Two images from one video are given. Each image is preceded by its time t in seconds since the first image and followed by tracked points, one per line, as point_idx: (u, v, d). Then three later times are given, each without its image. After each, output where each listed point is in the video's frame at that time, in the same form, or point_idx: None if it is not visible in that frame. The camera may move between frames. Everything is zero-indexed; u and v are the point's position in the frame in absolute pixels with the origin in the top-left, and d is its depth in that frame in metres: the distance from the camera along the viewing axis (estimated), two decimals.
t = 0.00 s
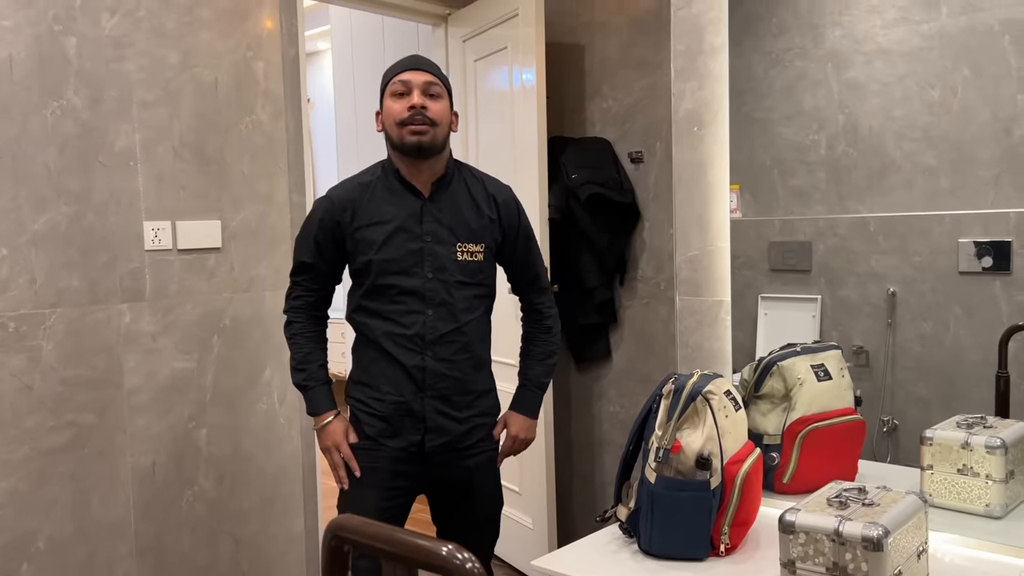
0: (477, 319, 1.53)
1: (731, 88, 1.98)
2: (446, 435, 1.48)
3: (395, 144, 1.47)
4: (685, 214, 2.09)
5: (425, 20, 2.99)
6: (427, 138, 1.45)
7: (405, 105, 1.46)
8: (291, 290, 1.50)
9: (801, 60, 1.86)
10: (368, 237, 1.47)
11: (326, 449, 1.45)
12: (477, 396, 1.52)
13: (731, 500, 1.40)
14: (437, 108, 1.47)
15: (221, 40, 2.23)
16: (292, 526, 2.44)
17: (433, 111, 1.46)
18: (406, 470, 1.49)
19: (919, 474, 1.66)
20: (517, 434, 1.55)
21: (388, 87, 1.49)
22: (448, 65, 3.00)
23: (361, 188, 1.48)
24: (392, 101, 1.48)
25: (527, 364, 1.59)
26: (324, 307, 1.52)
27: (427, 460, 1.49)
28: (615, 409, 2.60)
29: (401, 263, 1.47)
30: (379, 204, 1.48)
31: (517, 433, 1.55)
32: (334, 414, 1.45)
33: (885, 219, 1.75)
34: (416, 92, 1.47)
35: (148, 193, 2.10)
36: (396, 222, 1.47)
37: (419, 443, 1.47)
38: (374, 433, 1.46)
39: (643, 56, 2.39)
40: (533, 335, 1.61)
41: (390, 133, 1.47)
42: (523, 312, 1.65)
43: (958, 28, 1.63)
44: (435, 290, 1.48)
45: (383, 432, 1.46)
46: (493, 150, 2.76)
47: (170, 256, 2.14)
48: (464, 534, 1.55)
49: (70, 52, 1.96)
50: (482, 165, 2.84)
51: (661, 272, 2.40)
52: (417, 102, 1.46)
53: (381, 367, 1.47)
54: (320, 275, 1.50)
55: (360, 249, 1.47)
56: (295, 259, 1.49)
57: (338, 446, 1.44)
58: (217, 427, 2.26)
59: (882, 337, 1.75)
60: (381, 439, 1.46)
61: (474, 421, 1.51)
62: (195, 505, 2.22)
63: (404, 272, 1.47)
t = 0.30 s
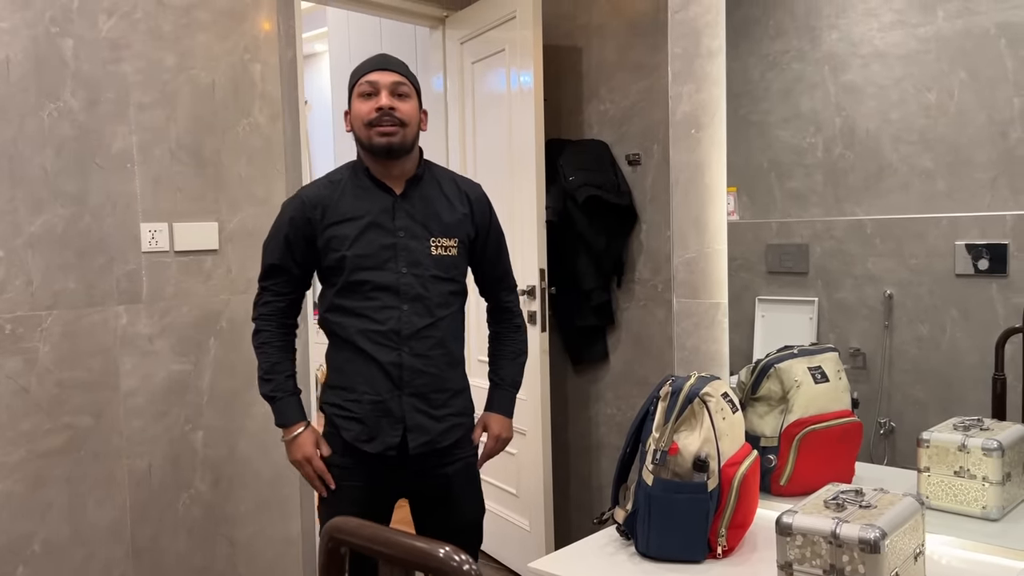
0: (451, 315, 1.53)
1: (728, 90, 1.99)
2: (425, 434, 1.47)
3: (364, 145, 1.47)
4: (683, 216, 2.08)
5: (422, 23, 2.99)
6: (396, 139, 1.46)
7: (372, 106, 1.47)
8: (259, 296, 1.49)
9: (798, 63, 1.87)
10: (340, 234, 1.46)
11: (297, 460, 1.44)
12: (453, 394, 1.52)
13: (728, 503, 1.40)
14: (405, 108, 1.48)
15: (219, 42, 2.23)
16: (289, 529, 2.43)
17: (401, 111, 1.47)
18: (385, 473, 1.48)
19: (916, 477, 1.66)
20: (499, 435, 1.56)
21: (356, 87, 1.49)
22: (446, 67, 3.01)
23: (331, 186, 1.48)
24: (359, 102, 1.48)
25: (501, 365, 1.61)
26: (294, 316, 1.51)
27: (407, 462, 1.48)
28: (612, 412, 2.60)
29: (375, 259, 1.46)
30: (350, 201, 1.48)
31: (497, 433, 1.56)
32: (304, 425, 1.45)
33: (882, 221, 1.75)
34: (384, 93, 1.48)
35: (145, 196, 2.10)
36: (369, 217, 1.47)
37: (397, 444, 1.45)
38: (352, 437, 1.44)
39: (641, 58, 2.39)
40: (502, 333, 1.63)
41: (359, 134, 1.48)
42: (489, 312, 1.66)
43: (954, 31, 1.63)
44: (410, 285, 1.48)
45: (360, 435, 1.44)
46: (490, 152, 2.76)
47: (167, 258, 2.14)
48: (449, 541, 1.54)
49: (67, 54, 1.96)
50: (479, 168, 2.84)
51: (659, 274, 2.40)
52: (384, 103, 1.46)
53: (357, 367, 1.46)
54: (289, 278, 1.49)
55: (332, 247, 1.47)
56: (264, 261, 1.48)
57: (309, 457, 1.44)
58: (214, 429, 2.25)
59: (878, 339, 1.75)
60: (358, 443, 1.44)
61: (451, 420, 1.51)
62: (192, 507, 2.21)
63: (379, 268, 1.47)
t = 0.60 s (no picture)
0: (429, 322, 1.53)
1: (728, 94, 1.99)
2: (400, 441, 1.48)
3: (341, 165, 1.47)
4: (683, 221, 2.11)
5: (422, 26, 3.00)
6: (373, 161, 1.45)
7: (349, 128, 1.45)
8: (234, 301, 1.52)
9: (798, 67, 1.87)
10: (316, 242, 1.47)
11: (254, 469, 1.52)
12: (430, 401, 1.52)
13: (730, 507, 1.40)
14: (383, 130, 1.46)
15: (219, 45, 2.23)
16: (290, 533, 2.43)
17: (378, 133, 1.45)
18: (362, 480, 1.48)
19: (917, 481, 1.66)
20: (486, 434, 1.61)
21: (332, 106, 1.47)
22: (446, 70, 3.02)
23: (308, 194, 1.49)
24: (337, 122, 1.47)
25: (485, 366, 1.64)
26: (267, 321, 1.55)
27: (382, 469, 1.48)
28: (612, 415, 2.60)
29: (351, 267, 1.47)
30: (327, 209, 1.48)
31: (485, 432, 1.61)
32: (264, 436, 1.52)
33: (882, 225, 1.75)
34: (361, 114, 1.46)
35: (146, 200, 2.10)
36: (346, 226, 1.47)
37: (371, 452, 1.46)
38: (325, 444, 1.45)
39: (640, 62, 2.40)
40: (486, 335, 1.66)
41: (336, 154, 1.47)
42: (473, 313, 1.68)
43: (953, 35, 1.64)
44: (387, 293, 1.48)
45: (333, 442, 1.45)
46: (490, 156, 2.77)
47: (168, 262, 2.14)
48: (437, 545, 1.54)
49: (68, 58, 1.96)
50: (479, 171, 2.85)
51: (659, 278, 2.40)
52: (361, 126, 1.45)
53: (333, 373, 1.47)
54: (263, 284, 1.52)
55: (309, 254, 1.48)
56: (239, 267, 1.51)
57: (267, 468, 1.52)
58: (214, 433, 2.25)
59: (878, 342, 1.76)
60: (332, 450, 1.45)
61: (427, 427, 1.51)
62: (192, 512, 2.21)
63: (355, 276, 1.47)
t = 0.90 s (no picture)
0: (417, 328, 1.53)
1: (726, 97, 1.99)
2: (389, 446, 1.47)
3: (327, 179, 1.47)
4: (681, 224, 2.09)
5: (420, 29, 3.00)
6: (358, 179, 1.45)
7: (333, 147, 1.43)
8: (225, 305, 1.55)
9: (795, 70, 1.87)
10: (304, 248, 1.48)
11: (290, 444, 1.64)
12: (420, 406, 1.51)
13: (727, 511, 1.39)
14: (368, 148, 1.45)
15: (217, 48, 2.23)
16: (287, 537, 2.43)
17: (363, 152, 1.44)
18: (352, 484, 1.48)
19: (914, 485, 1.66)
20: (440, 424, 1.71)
21: (315, 122, 1.45)
22: (444, 73, 3.02)
23: (294, 202, 1.48)
24: (321, 138, 1.45)
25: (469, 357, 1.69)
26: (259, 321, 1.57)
27: (371, 474, 1.48)
28: (610, 419, 2.60)
29: (340, 273, 1.47)
30: (315, 216, 1.48)
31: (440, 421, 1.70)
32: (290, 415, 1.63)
33: (879, 228, 1.75)
34: (345, 132, 1.44)
35: (143, 202, 2.09)
36: (333, 234, 1.47)
37: (361, 457, 1.45)
38: (314, 448, 1.45)
39: (638, 65, 2.40)
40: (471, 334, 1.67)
41: (322, 170, 1.46)
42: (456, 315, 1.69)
43: (951, 38, 1.64)
44: (375, 299, 1.47)
45: (322, 447, 1.45)
46: (488, 159, 2.77)
47: (165, 265, 2.14)
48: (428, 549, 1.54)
49: (65, 60, 1.96)
50: (476, 173, 2.85)
51: (656, 281, 2.40)
52: (345, 145, 1.43)
53: (321, 379, 1.47)
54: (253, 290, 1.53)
55: (297, 260, 1.48)
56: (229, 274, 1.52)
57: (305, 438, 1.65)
58: (211, 436, 2.25)
59: (875, 345, 1.76)
60: (321, 455, 1.45)
61: (417, 431, 1.51)
62: (188, 515, 2.20)
63: (344, 282, 1.47)
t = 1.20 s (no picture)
0: (421, 329, 1.53)
1: (725, 98, 1.98)
2: (395, 449, 1.47)
3: (328, 164, 1.47)
4: (680, 226, 2.07)
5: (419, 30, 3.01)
6: (360, 160, 1.45)
7: (335, 127, 1.45)
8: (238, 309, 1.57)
9: (794, 72, 1.88)
10: (307, 250, 1.48)
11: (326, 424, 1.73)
12: (425, 407, 1.51)
13: (726, 512, 1.39)
14: (369, 129, 1.46)
15: (216, 50, 2.23)
16: (285, 538, 2.43)
17: (364, 131, 1.45)
18: (358, 487, 1.48)
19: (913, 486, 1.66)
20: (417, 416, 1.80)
21: (318, 106, 1.48)
22: (443, 74, 3.03)
23: (296, 200, 1.49)
24: (322, 122, 1.47)
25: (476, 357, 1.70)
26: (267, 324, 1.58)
27: (377, 477, 1.48)
28: (609, 420, 2.60)
29: (342, 274, 1.47)
30: (316, 217, 1.48)
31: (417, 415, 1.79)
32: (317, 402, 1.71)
33: (878, 229, 1.75)
34: (346, 112, 1.46)
35: (142, 204, 2.09)
36: (335, 234, 1.47)
37: (367, 460, 1.46)
38: (321, 451, 1.45)
39: (637, 67, 2.40)
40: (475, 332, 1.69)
41: (323, 154, 1.47)
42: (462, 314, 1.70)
43: (949, 40, 1.64)
44: (378, 300, 1.47)
45: (329, 450, 1.45)
46: (487, 160, 2.77)
47: (164, 266, 2.14)
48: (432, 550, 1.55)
49: (65, 61, 1.96)
50: (475, 174, 2.86)
51: (656, 283, 2.40)
52: (346, 124, 1.45)
53: (326, 382, 1.47)
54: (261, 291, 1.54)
55: (300, 262, 1.48)
56: (239, 277, 1.53)
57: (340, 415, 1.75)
58: (210, 438, 2.24)
59: (874, 347, 1.76)
60: (328, 458, 1.45)
61: (422, 433, 1.51)
62: (187, 517, 2.20)
63: (346, 283, 1.47)
